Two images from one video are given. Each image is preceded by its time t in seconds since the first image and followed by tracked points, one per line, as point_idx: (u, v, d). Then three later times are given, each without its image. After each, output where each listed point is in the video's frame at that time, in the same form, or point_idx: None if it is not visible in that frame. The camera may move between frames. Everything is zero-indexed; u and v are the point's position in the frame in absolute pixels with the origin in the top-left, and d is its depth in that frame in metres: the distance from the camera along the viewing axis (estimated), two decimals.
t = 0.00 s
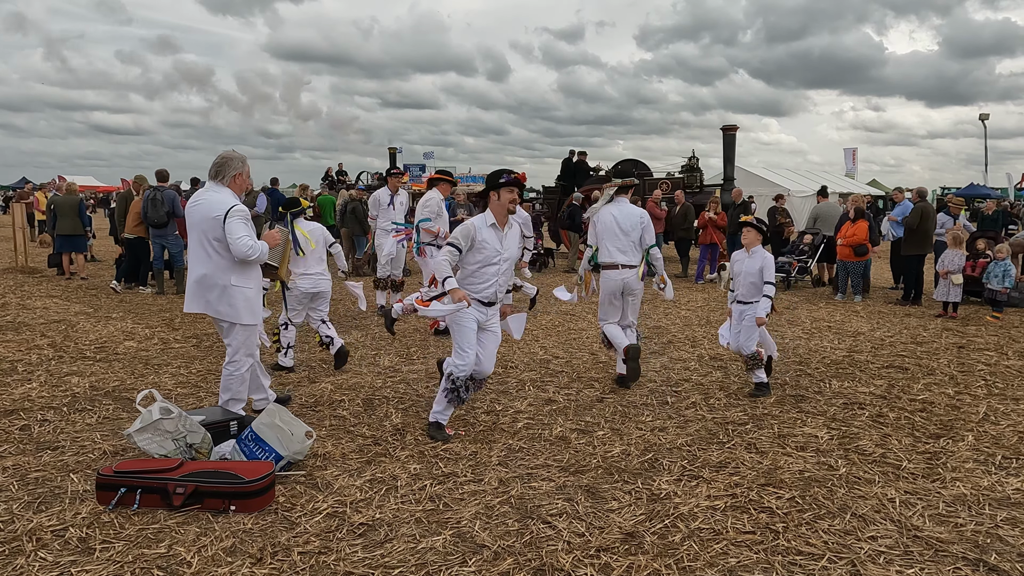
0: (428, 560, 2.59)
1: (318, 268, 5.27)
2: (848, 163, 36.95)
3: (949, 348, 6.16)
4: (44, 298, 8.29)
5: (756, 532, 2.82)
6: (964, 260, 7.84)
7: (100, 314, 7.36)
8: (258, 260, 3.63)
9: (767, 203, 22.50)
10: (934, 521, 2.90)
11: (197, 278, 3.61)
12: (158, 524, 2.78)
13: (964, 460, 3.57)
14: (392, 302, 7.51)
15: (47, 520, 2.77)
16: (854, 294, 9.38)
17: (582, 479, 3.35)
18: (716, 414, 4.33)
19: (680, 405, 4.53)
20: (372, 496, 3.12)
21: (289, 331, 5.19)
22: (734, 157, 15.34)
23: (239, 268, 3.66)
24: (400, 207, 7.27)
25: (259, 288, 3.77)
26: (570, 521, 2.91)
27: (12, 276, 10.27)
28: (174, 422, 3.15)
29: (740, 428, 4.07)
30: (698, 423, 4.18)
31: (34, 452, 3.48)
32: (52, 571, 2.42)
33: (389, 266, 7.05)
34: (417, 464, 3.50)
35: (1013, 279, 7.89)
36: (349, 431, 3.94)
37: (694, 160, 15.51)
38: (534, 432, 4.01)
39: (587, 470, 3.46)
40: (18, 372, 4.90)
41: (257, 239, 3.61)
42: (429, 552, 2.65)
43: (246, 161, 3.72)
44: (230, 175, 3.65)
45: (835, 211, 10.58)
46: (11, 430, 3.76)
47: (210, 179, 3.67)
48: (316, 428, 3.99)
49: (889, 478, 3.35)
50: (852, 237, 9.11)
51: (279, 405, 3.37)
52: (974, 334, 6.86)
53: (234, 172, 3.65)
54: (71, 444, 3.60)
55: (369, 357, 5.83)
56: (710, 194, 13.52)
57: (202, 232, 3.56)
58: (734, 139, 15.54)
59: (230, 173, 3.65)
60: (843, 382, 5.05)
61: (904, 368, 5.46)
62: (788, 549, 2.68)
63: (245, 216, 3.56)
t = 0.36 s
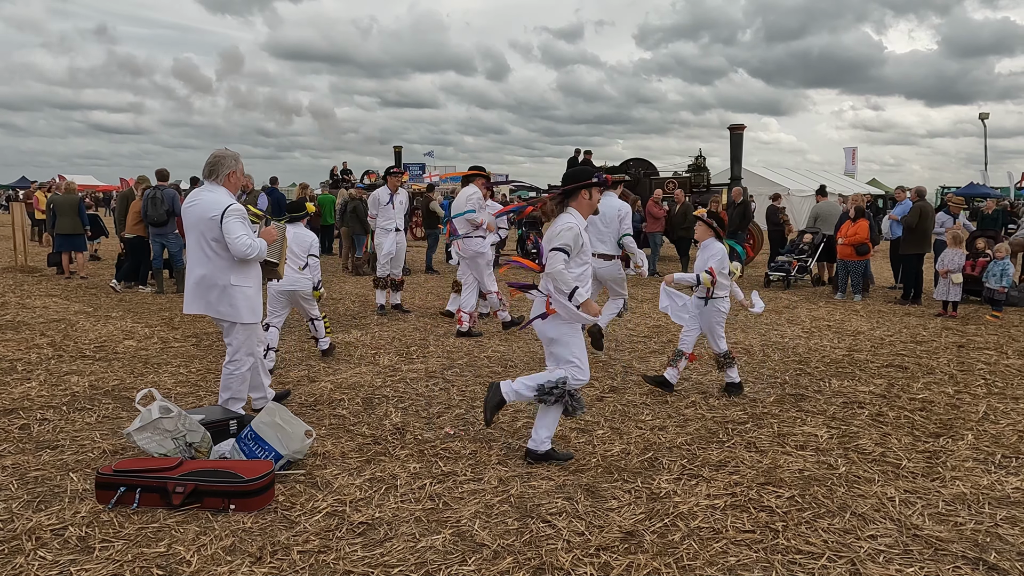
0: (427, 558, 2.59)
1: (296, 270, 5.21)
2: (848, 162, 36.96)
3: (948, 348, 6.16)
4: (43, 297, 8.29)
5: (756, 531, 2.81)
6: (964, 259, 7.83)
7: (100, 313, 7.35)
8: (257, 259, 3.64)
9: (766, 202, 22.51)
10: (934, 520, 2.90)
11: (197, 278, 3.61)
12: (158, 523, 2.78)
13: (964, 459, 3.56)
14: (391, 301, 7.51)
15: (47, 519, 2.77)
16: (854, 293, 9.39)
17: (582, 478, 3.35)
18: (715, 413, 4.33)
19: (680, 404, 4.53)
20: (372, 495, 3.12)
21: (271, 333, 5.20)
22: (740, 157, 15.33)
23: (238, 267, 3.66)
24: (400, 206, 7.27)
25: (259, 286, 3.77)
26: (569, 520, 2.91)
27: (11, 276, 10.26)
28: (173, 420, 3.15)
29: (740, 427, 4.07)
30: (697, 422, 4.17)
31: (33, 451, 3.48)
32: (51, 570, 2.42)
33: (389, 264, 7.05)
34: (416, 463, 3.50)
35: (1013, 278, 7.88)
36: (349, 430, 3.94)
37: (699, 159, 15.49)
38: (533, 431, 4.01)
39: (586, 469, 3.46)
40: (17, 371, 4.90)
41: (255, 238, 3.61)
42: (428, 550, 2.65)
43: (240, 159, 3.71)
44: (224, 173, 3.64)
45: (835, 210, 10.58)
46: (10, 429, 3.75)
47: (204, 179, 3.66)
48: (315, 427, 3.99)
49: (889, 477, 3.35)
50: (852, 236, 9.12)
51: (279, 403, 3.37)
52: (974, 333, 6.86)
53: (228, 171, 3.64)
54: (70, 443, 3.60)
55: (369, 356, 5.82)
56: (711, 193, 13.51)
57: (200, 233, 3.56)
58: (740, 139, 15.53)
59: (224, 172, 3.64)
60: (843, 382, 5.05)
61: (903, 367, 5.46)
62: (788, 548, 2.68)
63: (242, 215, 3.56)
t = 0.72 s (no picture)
0: (427, 557, 2.59)
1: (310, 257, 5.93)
2: (848, 160, 36.96)
3: (947, 347, 6.16)
4: (42, 296, 8.27)
5: (755, 530, 2.81)
6: (963, 258, 7.84)
7: (99, 312, 7.34)
8: (257, 257, 3.64)
9: (766, 201, 22.52)
10: (932, 519, 2.90)
11: (197, 279, 3.61)
12: (157, 523, 2.77)
13: (962, 458, 3.57)
14: (391, 300, 7.51)
15: (45, 518, 2.76)
16: (853, 292, 9.40)
17: (581, 477, 3.35)
18: (714, 413, 4.33)
19: (679, 403, 4.53)
20: (372, 494, 3.12)
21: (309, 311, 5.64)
22: (747, 156, 15.31)
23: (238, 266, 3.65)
24: (399, 205, 7.26)
25: (260, 285, 3.76)
26: (569, 519, 2.91)
27: (10, 275, 10.23)
28: (172, 420, 3.15)
29: (739, 426, 4.07)
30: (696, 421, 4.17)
31: (32, 451, 3.47)
32: (50, 570, 2.41)
33: (389, 263, 7.06)
34: (415, 462, 3.50)
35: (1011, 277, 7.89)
36: (348, 429, 3.93)
37: (704, 157, 15.47)
38: (532, 430, 4.00)
39: (585, 468, 3.45)
40: (16, 370, 4.88)
41: (254, 237, 3.60)
42: (428, 549, 2.65)
43: (237, 158, 3.70)
44: (222, 173, 3.63)
45: (834, 209, 10.57)
46: (9, 428, 3.75)
47: (202, 178, 3.66)
48: (314, 426, 3.98)
49: (888, 476, 3.35)
50: (851, 234, 9.12)
51: (278, 402, 3.37)
52: (972, 332, 6.87)
53: (225, 170, 3.63)
54: (69, 442, 3.59)
55: (368, 356, 5.81)
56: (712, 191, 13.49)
57: (199, 233, 3.55)
58: (746, 138, 15.51)
59: (221, 172, 3.63)
60: (842, 381, 5.05)
61: (902, 366, 5.46)
62: (787, 546, 2.68)
63: (240, 214, 3.55)
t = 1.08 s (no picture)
0: (426, 557, 2.58)
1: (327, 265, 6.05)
2: (847, 159, 36.96)
3: (946, 345, 6.16)
4: (40, 296, 8.25)
5: (755, 530, 2.81)
6: (962, 258, 7.87)
7: (97, 311, 7.32)
8: (254, 256, 3.63)
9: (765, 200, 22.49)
10: (931, 518, 2.90)
11: (195, 279, 3.60)
12: (155, 523, 2.76)
13: (962, 457, 3.56)
14: (390, 299, 7.51)
15: (44, 518, 2.76)
16: (853, 291, 9.39)
17: (580, 476, 3.34)
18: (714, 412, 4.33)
19: (679, 402, 4.52)
20: (370, 493, 3.11)
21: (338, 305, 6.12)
22: (752, 155, 15.29)
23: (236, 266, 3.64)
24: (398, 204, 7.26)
25: (258, 284, 3.76)
26: (568, 518, 2.91)
27: (8, 274, 10.21)
28: (171, 419, 3.14)
29: (739, 425, 4.06)
30: (696, 420, 4.17)
31: (30, 450, 3.46)
32: (48, 570, 2.41)
33: (388, 262, 7.06)
34: (415, 462, 3.49)
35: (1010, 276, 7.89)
36: (347, 428, 3.93)
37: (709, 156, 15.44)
38: (532, 429, 3.99)
39: (585, 468, 3.45)
40: (15, 370, 4.87)
41: (251, 236, 3.59)
42: (427, 549, 2.64)
43: (235, 158, 3.70)
44: (219, 172, 3.63)
45: (834, 207, 10.56)
46: (7, 428, 3.74)
47: (199, 178, 3.65)
48: (313, 425, 3.97)
49: (887, 475, 3.35)
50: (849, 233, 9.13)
51: (278, 402, 3.37)
52: (971, 331, 6.87)
53: (222, 170, 3.63)
54: (68, 442, 3.58)
55: (367, 355, 5.80)
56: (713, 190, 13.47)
57: (196, 232, 3.54)
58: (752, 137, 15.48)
59: (219, 171, 3.63)
60: (841, 379, 5.04)
61: (901, 364, 5.46)
62: (786, 546, 2.68)
63: (237, 213, 3.55)
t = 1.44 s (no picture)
0: (425, 557, 2.58)
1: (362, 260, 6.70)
2: (846, 160, 36.97)
3: (946, 345, 6.17)
4: (40, 296, 8.24)
5: (755, 530, 2.81)
6: (961, 258, 7.87)
7: (97, 311, 7.31)
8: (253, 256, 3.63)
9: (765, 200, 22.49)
10: (931, 518, 2.90)
11: (194, 277, 3.60)
12: (155, 523, 2.76)
13: (961, 457, 3.56)
14: (390, 299, 7.52)
15: (44, 518, 2.76)
16: (853, 292, 9.39)
17: (580, 476, 3.34)
18: (714, 411, 4.33)
19: (678, 402, 4.52)
20: (370, 493, 3.11)
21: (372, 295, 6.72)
22: (758, 154, 15.26)
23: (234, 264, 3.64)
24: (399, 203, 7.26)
25: (257, 283, 3.75)
26: (568, 518, 2.91)
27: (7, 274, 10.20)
28: (171, 419, 3.14)
29: (739, 425, 4.06)
30: (696, 420, 4.17)
31: (30, 450, 3.45)
32: (48, 570, 2.41)
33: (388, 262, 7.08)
34: (415, 462, 3.49)
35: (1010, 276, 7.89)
36: (347, 428, 3.92)
37: (715, 155, 15.40)
38: (532, 429, 3.99)
39: (585, 468, 3.45)
40: (14, 370, 4.87)
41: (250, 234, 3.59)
42: (427, 549, 2.64)
43: (237, 158, 3.69)
44: (221, 172, 3.62)
45: (834, 207, 10.55)
46: (7, 427, 3.74)
47: (201, 177, 3.64)
48: (313, 426, 3.97)
49: (887, 475, 3.35)
50: (847, 233, 9.16)
51: (279, 402, 3.37)
52: (971, 331, 6.88)
53: (225, 169, 3.63)
54: (67, 442, 3.58)
55: (366, 355, 5.80)
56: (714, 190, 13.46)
57: (195, 231, 3.54)
58: (758, 136, 15.46)
59: (221, 170, 3.62)
60: (841, 379, 5.04)
61: (901, 364, 5.46)
62: (786, 546, 2.68)
63: (237, 212, 3.55)
